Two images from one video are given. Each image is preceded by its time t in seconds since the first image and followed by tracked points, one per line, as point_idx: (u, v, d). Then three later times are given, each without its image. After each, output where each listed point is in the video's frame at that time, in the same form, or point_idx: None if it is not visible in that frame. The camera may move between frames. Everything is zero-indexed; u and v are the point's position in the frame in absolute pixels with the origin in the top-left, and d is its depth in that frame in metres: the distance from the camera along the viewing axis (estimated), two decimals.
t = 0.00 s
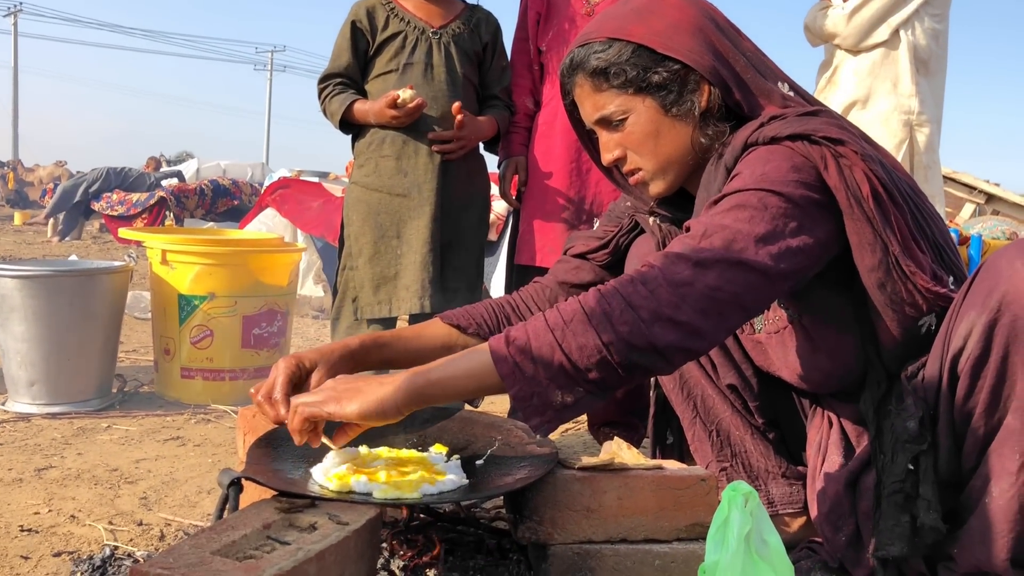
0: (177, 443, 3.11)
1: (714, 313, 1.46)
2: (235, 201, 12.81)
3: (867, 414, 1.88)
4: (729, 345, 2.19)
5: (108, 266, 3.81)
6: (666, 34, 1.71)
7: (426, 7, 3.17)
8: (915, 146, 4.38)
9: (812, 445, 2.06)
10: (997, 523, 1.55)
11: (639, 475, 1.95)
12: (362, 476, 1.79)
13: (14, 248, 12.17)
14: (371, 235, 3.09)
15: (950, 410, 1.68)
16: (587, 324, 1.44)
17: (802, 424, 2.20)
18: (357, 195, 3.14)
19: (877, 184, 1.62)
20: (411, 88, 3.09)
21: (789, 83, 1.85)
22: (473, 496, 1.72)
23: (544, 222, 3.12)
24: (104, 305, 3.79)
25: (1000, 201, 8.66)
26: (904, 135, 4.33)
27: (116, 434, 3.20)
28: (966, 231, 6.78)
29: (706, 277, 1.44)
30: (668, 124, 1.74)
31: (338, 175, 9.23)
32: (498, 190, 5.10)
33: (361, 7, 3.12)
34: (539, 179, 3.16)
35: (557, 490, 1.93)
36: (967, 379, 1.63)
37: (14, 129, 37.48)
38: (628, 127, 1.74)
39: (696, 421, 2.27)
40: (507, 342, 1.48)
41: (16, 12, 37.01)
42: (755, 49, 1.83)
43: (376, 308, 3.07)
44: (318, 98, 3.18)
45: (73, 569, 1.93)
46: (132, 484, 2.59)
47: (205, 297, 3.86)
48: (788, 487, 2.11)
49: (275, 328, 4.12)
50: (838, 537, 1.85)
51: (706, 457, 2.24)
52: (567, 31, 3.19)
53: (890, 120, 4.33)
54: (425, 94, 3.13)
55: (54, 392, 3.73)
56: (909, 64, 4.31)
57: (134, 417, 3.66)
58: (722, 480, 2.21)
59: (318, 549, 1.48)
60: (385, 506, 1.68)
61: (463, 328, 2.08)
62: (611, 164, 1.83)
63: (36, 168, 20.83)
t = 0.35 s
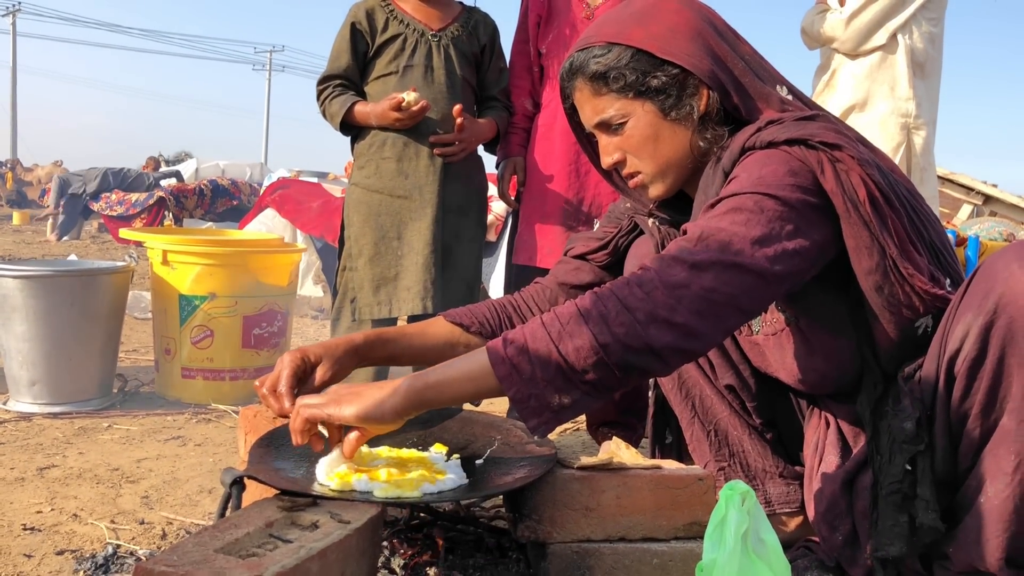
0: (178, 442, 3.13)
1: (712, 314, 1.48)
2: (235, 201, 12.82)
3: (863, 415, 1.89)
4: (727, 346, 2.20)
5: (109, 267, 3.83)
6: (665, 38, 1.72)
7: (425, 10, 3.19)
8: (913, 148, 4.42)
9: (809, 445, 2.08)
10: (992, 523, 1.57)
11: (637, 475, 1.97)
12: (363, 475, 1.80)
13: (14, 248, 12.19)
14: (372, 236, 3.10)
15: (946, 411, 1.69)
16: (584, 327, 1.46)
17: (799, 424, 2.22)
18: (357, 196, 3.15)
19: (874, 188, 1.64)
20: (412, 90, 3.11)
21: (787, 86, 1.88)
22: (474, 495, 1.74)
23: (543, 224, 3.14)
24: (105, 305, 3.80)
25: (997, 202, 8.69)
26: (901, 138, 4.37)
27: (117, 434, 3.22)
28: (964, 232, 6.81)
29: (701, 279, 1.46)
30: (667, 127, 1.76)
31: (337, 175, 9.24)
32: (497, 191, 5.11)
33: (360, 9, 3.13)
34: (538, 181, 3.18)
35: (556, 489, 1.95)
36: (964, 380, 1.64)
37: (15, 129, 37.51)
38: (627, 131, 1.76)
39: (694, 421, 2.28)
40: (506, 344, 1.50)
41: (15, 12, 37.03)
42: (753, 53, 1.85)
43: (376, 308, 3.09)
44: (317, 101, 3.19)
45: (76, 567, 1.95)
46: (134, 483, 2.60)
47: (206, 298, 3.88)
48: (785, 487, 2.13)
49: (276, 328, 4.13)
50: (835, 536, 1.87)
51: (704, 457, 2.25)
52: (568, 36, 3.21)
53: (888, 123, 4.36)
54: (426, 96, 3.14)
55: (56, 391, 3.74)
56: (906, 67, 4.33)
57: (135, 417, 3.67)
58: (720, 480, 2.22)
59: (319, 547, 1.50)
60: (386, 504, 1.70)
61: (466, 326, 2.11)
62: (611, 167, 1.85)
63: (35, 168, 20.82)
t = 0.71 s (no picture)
0: (184, 445, 3.15)
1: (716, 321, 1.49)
2: (238, 205, 12.87)
3: (864, 420, 1.91)
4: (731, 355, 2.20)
5: (116, 270, 3.85)
6: (669, 47, 1.75)
7: (428, 16, 3.22)
8: (916, 154, 4.45)
9: (811, 450, 2.10)
10: (993, 527, 1.60)
11: (640, 479, 1.99)
12: (370, 479, 1.83)
13: (19, 251, 12.23)
14: (379, 241, 3.12)
15: (947, 417, 1.71)
16: (609, 336, 1.49)
17: (801, 429, 2.25)
18: (363, 201, 3.18)
19: (879, 196, 1.66)
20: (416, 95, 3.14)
21: (790, 93, 1.90)
22: (478, 499, 1.76)
23: (549, 229, 3.16)
24: (112, 309, 3.83)
25: (1000, 206, 8.70)
26: (904, 145, 4.40)
27: (124, 437, 3.24)
28: (966, 236, 6.83)
29: (724, 288, 1.48)
30: (671, 135, 1.78)
31: (340, 178, 9.27)
32: (500, 196, 5.14)
33: (365, 15, 3.16)
34: (544, 187, 3.20)
35: (560, 493, 1.96)
36: (962, 386, 1.66)
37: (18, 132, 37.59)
38: (631, 138, 1.79)
39: (697, 426, 2.30)
40: (527, 351, 1.53)
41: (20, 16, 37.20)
42: (756, 62, 1.87)
43: (383, 313, 3.12)
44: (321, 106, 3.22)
45: (87, 569, 1.97)
46: (142, 486, 2.63)
47: (212, 302, 3.91)
48: (787, 491, 2.16)
49: (281, 332, 4.15)
50: (836, 540, 1.88)
51: (706, 460, 2.28)
52: (571, 46, 3.22)
53: (892, 130, 4.39)
54: (431, 101, 3.17)
55: (63, 394, 3.77)
56: (910, 74, 4.35)
57: (141, 420, 3.70)
58: (722, 484, 2.25)
59: (328, 550, 1.52)
60: (393, 508, 1.71)
61: (467, 333, 2.14)
62: (614, 175, 1.88)
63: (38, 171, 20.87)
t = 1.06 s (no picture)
0: (184, 443, 3.17)
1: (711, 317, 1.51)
2: (238, 205, 12.88)
3: (858, 416, 1.92)
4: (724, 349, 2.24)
5: (116, 270, 3.87)
6: (668, 45, 1.76)
7: (427, 17, 3.24)
8: (919, 152, 4.47)
9: (806, 444, 2.12)
10: (985, 517, 1.61)
11: (636, 474, 2.01)
12: (368, 473, 1.84)
13: (19, 251, 12.25)
14: (375, 240, 3.15)
15: (939, 408, 1.74)
16: (607, 335, 1.50)
17: (796, 424, 2.26)
18: (360, 201, 3.21)
19: (873, 195, 1.68)
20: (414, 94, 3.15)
21: (784, 92, 1.91)
22: (475, 493, 1.78)
23: (547, 229, 3.18)
24: (112, 308, 3.85)
25: (999, 204, 8.72)
26: (907, 144, 4.41)
27: (125, 435, 3.26)
28: (964, 234, 6.85)
29: (720, 291, 1.50)
30: (670, 133, 1.80)
31: (340, 178, 9.29)
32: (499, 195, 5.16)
33: (364, 14, 3.18)
34: (542, 186, 3.21)
35: (556, 487, 1.99)
36: (955, 377, 1.68)
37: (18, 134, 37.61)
38: (630, 137, 1.80)
39: (693, 422, 2.32)
40: (526, 349, 1.55)
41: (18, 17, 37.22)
42: (752, 61, 1.88)
43: (380, 311, 3.13)
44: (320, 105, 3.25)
45: (87, 564, 1.99)
46: (142, 483, 2.65)
47: (211, 301, 3.93)
48: (782, 486, 2.17)
49: (280, 331, 4.17)
50: (831, 533, 1.88)
51: (702, 457, 2.29)
52: (568, 46, 3.23)
53: (894, 128, 4.40)
54: (429, 101, 3.19)
55: (64, 393, 3.79)
56: (912, 73, 4.37)
57: (142, 418, 3.72)
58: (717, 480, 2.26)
59: (326, 543, 1.54)
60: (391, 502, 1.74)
61: (465, 332, 2.17)
62: (613, 173, 1.89)
63: (38, 172, 20.89)
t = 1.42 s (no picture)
0: (181, 442, 3.19)
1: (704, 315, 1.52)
2: (235, 204, 12.88)
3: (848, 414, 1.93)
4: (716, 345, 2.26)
5: (113, 270, 3.88)
6: (668, 43, 1.77)
7: (424, 17, 3.26)
8: (918, 151, 4.50)
9: (798, 442, 2.12)
10: (974, 513, 1.63)
11: (628, 471, 2.03)
12: (363, 473, 1.85)
13: (15, 250, 12.25)
14: (373, 239, 3.16)
15: (929, 405, 1.76)
16: (648, 346, 1.48)
17: (790, 421, 2.27)
18: (358, 200, 3.22)
19: (875, 194, 1.71)
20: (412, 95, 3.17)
21: (782, 90, 1.94)
22: (471, 491, 1.80)
23: (541, 228, 3.19)
24: (110, 308, 3.86)
25: (994, 203, 8.75)
26: (908, 143, 4.43)
27: (122, 434, 3.27)
28: (959, 232, 6.89)
29: (752, 300, 1.50)
30: (670, 130, 1.81)
31: (337, 177, 9.29)
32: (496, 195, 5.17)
33: (361, 15, 3.19)
34: (536, 185, 3.22)
35: (550, 485, 2.01)
36: (944, 374, 1.71)
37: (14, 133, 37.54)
38: (630, 133, 1.80)
39: (686, 419, 2.33)
40: (565, 353, 1.50)
41: (14, 15, 37.16)
42: (749, 61, 1.90)
43: (377, 311, 3.14)
44: (318, 105, 3.25)
45: (85, 562, 2.01)
46: (139, 482, 2.66)
47: (208, 300, 3.94)
48: (775, 484, 2.18)
49: (277, 330, 4.19)
50: (823, 530, 1.93)
51: (695, 455, 2.30)
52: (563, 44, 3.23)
53: (895, 128, 4.42)
54: (427, 101, 3.20)
55: (61, 392, 3.80)
56: (911, 72, 4.40)
57: (139, 417, 3.73)
58: (711, 476, 2.27)
59: (322, 540, 1.56)
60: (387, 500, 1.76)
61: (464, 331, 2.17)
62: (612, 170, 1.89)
63: (34, 171, 20.86)
